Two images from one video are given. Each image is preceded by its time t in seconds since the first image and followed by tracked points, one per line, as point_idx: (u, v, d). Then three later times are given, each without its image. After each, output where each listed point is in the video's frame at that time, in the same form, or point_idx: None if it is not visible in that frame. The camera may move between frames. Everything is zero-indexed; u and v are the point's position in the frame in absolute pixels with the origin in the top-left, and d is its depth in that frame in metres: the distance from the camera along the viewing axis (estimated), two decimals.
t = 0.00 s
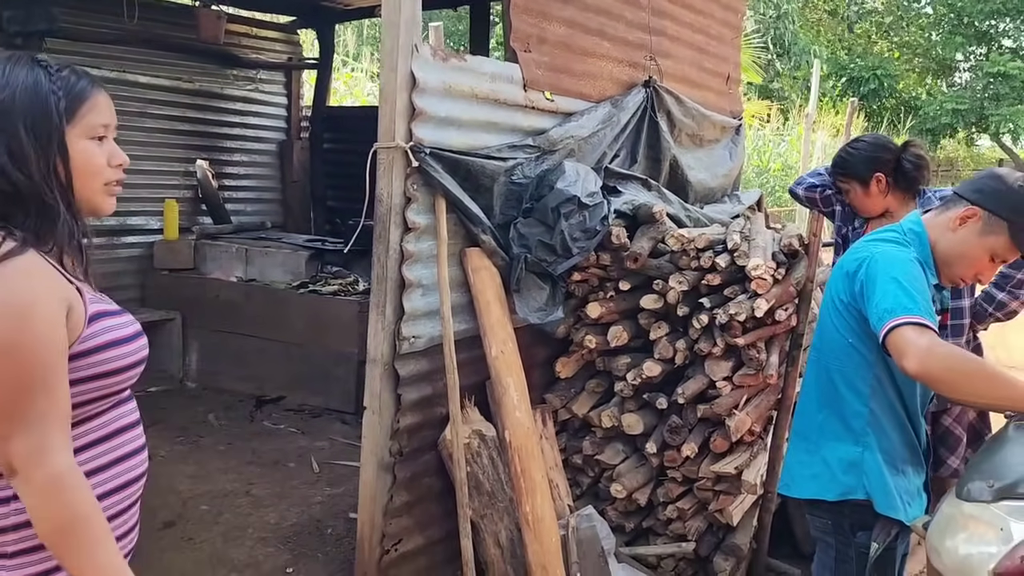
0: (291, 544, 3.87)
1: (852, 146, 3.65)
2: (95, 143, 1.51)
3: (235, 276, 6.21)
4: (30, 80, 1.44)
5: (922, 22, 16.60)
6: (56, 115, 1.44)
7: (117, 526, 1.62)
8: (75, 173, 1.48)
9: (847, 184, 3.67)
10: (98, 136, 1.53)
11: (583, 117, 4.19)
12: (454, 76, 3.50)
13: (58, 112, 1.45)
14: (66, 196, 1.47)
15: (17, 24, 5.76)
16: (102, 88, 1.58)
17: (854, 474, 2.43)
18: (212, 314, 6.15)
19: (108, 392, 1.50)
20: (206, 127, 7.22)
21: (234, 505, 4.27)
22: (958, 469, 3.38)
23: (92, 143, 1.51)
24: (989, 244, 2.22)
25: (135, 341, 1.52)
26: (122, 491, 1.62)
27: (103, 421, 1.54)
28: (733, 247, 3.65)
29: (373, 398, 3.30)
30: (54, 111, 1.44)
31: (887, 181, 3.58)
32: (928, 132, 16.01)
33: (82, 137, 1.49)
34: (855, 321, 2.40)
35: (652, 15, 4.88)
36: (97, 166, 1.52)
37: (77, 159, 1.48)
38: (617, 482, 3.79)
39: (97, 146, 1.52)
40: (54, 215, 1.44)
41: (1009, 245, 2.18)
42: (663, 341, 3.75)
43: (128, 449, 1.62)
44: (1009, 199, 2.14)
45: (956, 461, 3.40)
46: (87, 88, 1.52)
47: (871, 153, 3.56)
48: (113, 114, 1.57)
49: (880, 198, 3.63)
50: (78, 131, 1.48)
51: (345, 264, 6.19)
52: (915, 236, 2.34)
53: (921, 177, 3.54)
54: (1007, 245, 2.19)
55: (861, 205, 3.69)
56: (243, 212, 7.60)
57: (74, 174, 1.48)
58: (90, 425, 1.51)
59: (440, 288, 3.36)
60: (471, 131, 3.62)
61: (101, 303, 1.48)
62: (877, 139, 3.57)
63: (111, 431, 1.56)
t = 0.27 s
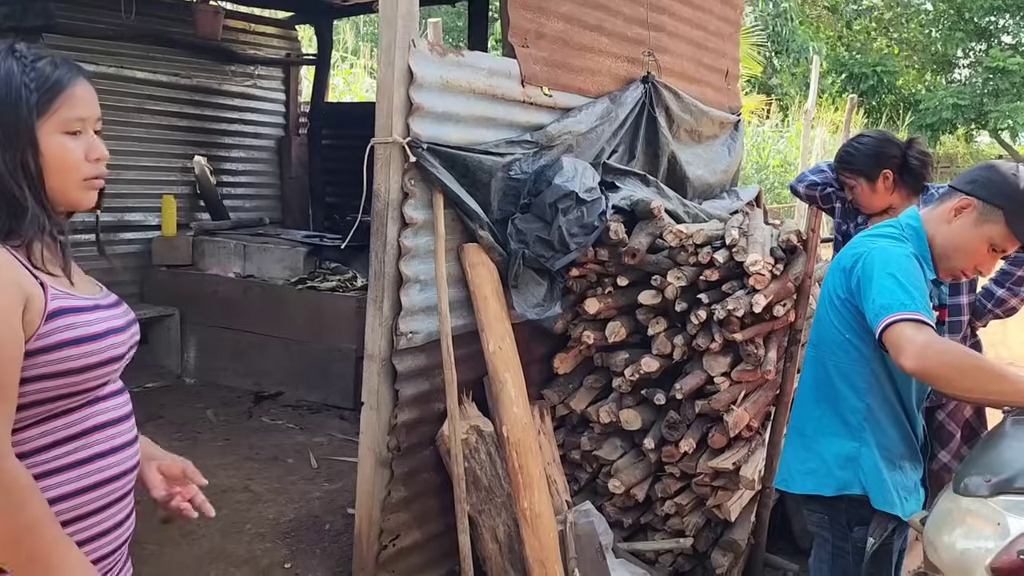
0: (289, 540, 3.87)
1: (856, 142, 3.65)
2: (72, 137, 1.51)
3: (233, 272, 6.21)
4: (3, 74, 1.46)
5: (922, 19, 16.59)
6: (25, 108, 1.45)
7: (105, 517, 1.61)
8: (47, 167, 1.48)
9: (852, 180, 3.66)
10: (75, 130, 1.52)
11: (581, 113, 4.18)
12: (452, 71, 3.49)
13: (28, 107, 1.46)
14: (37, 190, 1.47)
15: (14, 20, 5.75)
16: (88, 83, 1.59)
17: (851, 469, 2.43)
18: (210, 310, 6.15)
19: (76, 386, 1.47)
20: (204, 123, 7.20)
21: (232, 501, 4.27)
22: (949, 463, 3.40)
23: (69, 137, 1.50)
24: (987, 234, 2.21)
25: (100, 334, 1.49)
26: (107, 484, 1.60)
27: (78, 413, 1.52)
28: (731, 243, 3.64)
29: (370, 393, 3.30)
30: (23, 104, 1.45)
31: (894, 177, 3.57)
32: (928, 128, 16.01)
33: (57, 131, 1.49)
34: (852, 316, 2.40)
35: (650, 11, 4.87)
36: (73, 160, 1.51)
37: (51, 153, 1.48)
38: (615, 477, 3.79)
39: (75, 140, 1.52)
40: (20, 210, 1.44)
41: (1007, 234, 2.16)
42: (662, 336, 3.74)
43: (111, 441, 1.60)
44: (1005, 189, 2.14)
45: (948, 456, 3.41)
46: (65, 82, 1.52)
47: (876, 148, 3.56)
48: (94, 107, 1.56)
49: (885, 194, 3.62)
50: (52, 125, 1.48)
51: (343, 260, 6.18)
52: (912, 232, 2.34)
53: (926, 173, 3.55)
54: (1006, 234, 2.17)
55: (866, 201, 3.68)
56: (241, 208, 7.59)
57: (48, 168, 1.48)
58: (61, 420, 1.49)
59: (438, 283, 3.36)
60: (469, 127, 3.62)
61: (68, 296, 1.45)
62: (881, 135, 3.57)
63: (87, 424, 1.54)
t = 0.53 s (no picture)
0: (288, 537, 3.88)
1: (859, 141, 3.67)
2: (54, 137, 1.52)
3: (232, 270, 6.22)
4: None
5: (920, 17, 16.63)
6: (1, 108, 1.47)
7: (105, 508, 1.65)
8: (22, 166, 1.49)
9: (857, 179, 3.66)
10: (59, 129, 1.53)
11: (579, 112, 4.19)
12: (450, 71, 3.50)
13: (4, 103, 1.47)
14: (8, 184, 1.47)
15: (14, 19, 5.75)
16: (77, 83, 1.59)
17: (850, 466, 2.45)
18: (209, 308, 6.16)
19: (62, 388, 1.48)
20: (202, 121, 7.21)
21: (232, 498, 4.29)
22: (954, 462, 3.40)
23: (50, 137, 1.51)
24: (983, 232, 2.22)
25: (78, 341, 1.49)
26: (105, 477, 1.63)
27: (69, 412, 1.54)
28: (728, 241, 3.66)
29: (369, 391, 3.32)
30: None
31: (900, 176, 3.59)
32: (926, 126, 16.03)
33: (38, 130, 1.50)
34: (852, 314, 2.41)
35: (648, 10, 4.88)
36: (53, 159, 1.51)
37: (28, 152, 1.49)
38: (613, 475, 3.81)
39: (57, 139, 1.52)
40: None
41: (1003, 231, 2.17)
42: (659, 335, 3.76)
43: (106, 437, 1.63)
44: (999, 187, 2.17)
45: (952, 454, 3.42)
46: (47, 81, 1.53)
47: (881, 147, 3.59)
48: (81, 109, 1.57)
49: (891, 193, 3.64)
50: (32, 124, 1.49)
51: (342, 259, 6.20)
52: (910, 230, 2.35)
53: (929, 172, 3.58)
54: (1002, 232, 2.19)
55: (871, 201, 3.69)
56: (240, 207, 7.60)
57: (23, 164, 1.49)
58: (50, 420, 1.51)
59: (436, 282, 3.37)
60: (467, 126, 3.63)
61: (37, 304, 1.44)
62: (885, 134, 3.62)
63: (79, 422, 1.56)
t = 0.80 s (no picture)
0: (292, 537, 3.90)
1: (883, 134, 3.75)
2: (53, 138, 1.53)
3: (233, 270, 6.23)
4: None
5: (918, 16, 16.67)
6: None
7: (117, 509, 1.65)
8: (22, 169, 1.50)
9: (884, 169, 3.71)
10: (61, 131, 1.54)
11: (581, 113, 4.21)
12: (453, 72, 3.52)
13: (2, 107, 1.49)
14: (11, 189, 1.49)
15: (15, 19, 5.76)
16: (84, 86, 1.61)
17: (860, 465, 2.47)
18: (211, 308, 6.18)
19: (63, 392, 1.49)
20: (203, 122, 7.22)
21: (235, 498, 4.31)
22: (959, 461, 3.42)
23: (49, 139, 1.52)
24: (986, 232, 2.26)
25: (79, 346, 1.50)
26: (116, 478, 1.63)
27: (73, 414, 1.54)
28: (730, 242, 3.68)
29: (373, 391, 3.34)
30: None
31: (921, 173, 3.70)
32: (924, 126, 16.07)
33: (38, 132, 1.51)
34: (862, 313, 2.43)
35: (648, 11, 4.90)
36: (53, 160, 1.52)
37: (28, 155, 1.50)
38: (616, 474, 3.83)
39: (58, 141, 1.53)
40: None
41: (1006, 231, 2.21)
42: (661, 335, 3.78)
43: (115, 439, 1.62)
44: (999, 187, 2.22)
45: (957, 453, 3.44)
46: (48, 83, 1.54)
47: (908, 139, 3.67)
48: (82, 108, 1.57)
49: (911, 187, 3.72)
50: (31, 126, 1.51)
51: (343, 259, 6.21)
52: (915, 230, 2.37)
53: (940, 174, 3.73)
54: (1004, 232, 2.23)
55: (892, 193, 3.73)
56: (241, 207, 7.62)
57: (24, 168, 1.50)
58: (54, 422, 1.51)
59: (440, 282, 3.39)
60: (471, 127, 3.65)
61: (41, 308, 1.47)
62: (908, 128, 3.72)
63: (86, 424, 1.56)
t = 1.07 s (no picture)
0: (295, 537, 3.92)
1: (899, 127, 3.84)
2: (48, 140, 1.53)
3: (235, 271, 6.25)
4: None
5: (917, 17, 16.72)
6: None
7: (127, 512, 1.66)
8: (17, 170, 1.50)
9: (900, 158, 3.79)
10: (59, 132, 1.54)
11: (583, 114, 4.23)
12: (456, 74, 3.53)
13: None
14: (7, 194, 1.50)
15: (18, 20, 5.78)
16: (83, 87, 1.61)
17: (865, 465, 2.48)
18: (212, 309, 6.19)
19: (72, 399, 1.49)
20: (204, 122, 7.24)
21: (238, 498, 4.32)
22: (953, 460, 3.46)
23: (43, 140, 1.52)
24: (991, 234, 2.28)
25: (86, 355, 1.49)
26: (125, 482, 1.64)
27: (81, 420, 1.54)
28: (731, 243, 3.69)
29: (377, 391, 3.35)
30: None
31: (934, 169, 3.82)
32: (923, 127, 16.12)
33: (33, 134, 1.52)
34: (868, 313, 2.45)
35: (649, 12, 4.91)
36: (47, 161, 1.51)
37: (22, 156, 1.50)
38: (618, 474, 3.85)
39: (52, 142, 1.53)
40: None
41: (1010, 233, 2.23)
42: (663, 335, 3.79)
43: (123, 445, 1.63)
44: (1005, 189, 2.23)
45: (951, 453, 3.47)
46: (45, 85, 1.54)
47: (924, 133, 3.79)
48: (79, 109, 1.57)
49: (920, 180, 3.81)
50: (26, 129, 1.51)
51: (344, 259, 6.23)
52: (919, 232, 2.39)
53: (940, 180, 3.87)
54: (1008, 234, 2.25)
55: (903, 183, 3.80)
56: (242, 207, 7.63)
57: (19, 172, 1.50)
58: (63, 428, 1.51)
59: (443, 283, 3.40)
60: (473, 129, 3.67)
61: (49, 317, 1.47)
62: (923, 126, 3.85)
63: (95, 430, 1.56)
